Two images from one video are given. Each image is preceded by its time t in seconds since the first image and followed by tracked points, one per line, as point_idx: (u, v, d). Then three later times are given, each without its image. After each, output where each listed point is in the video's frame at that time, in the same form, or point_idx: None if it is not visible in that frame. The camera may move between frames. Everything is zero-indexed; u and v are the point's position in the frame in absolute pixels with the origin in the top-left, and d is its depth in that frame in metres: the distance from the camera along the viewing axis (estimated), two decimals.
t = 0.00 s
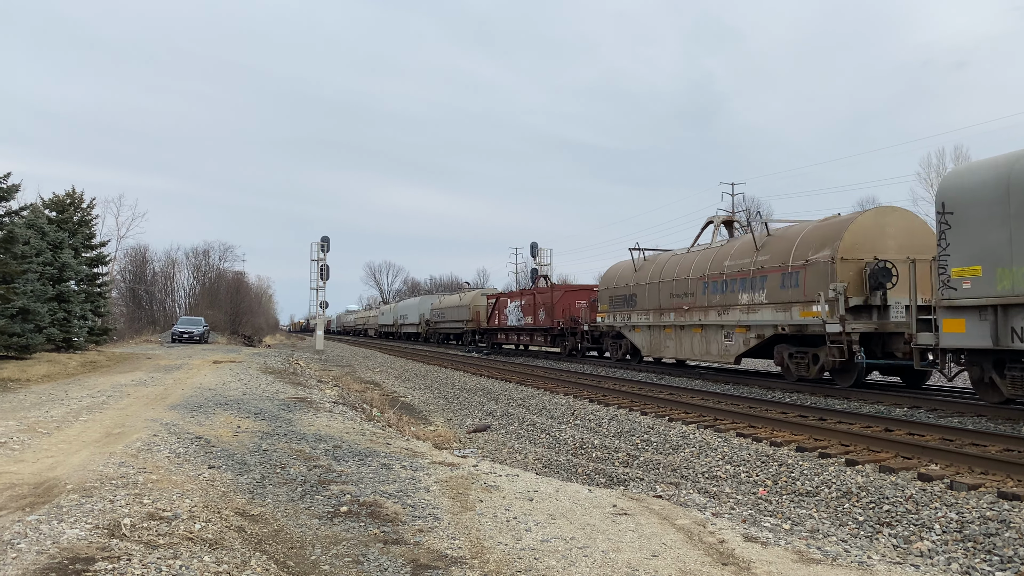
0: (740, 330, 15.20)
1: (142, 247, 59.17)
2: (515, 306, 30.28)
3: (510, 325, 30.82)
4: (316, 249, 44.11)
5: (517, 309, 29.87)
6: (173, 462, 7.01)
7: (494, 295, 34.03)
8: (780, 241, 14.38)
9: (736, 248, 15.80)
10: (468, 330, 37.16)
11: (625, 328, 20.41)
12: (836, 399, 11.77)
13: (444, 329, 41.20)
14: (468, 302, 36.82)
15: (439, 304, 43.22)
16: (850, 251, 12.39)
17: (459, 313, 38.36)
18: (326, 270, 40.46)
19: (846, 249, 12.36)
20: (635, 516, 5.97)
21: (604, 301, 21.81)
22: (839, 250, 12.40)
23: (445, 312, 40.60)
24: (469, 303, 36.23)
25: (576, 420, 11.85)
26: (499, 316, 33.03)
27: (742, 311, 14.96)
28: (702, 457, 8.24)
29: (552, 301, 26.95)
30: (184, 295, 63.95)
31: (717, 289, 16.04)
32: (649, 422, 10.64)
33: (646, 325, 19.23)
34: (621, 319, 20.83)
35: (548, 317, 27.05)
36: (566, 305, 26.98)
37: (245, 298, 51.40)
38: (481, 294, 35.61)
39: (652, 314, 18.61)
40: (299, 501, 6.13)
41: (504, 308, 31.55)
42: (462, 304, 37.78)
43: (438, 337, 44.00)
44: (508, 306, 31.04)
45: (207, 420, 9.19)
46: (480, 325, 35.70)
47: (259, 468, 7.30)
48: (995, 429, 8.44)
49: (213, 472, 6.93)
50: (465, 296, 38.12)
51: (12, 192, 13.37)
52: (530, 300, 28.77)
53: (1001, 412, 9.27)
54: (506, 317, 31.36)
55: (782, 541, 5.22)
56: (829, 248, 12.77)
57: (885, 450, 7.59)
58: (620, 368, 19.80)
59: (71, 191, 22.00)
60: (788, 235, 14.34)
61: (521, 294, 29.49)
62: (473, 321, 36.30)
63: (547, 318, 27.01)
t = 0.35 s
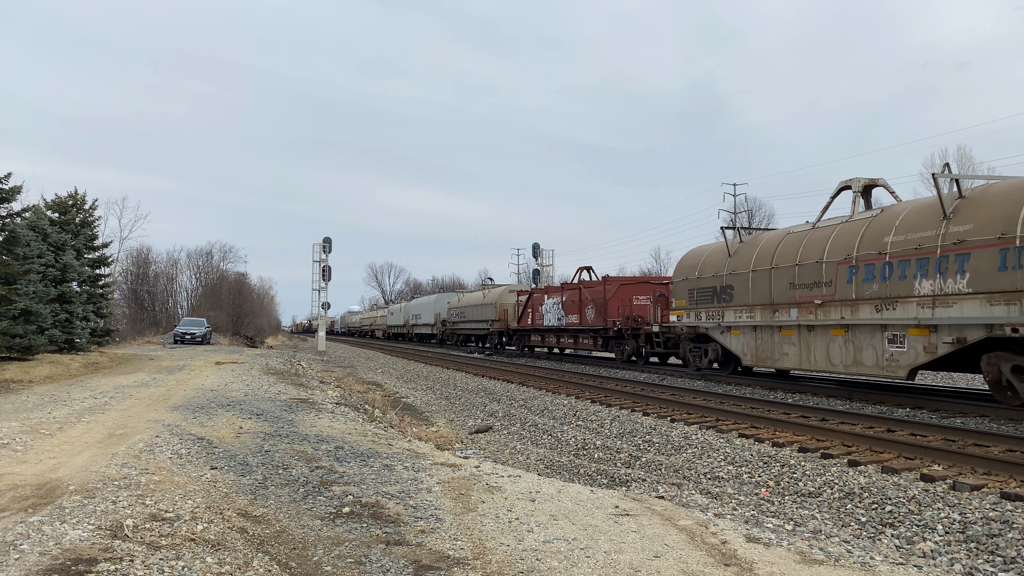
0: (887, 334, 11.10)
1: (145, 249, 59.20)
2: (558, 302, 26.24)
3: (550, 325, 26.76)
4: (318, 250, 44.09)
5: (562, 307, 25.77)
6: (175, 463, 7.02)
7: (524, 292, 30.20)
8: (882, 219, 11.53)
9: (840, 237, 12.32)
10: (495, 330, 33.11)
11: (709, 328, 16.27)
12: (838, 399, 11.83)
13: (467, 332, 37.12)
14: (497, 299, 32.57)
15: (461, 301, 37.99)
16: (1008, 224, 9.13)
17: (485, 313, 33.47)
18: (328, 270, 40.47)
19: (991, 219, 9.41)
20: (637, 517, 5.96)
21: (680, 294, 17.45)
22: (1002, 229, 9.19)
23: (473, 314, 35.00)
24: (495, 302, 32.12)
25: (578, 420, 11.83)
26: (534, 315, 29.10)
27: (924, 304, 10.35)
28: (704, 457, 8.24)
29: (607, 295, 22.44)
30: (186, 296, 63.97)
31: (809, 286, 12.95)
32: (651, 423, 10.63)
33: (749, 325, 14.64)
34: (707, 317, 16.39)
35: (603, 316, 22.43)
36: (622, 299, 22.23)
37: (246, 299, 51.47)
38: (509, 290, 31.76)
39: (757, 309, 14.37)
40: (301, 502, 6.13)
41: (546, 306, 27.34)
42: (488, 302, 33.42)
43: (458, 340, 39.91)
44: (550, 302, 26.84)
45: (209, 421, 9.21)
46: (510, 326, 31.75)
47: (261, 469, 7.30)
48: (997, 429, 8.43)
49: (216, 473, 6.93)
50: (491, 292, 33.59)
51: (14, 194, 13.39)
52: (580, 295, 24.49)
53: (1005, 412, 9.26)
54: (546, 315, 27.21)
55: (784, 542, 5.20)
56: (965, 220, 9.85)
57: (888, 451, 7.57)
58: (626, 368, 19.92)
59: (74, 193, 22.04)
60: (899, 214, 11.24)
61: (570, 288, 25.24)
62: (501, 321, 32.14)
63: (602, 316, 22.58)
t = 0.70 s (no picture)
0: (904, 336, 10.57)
1: (143, 250, 59.06)
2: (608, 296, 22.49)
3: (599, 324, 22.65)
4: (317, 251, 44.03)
5: (616, 305, 21.26)
6: (173, 464, 7.00)
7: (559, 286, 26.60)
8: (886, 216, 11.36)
9: (844, 236, 12.05)
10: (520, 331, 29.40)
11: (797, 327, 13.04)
12: (836, 400, 11.87)
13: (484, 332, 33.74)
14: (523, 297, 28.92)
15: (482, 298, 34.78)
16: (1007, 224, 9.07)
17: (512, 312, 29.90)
18: (326, 270, 40.42)
19: (994, 218, 9.32)
20: (636, 518, 5.95)
21: (802, 284, 12.90)
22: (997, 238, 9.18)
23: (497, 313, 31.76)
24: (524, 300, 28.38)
25: (577, 421, 11.82)
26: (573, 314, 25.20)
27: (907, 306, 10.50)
28: (703, 457, 8.25)
29: (679, 290, 18.08)
30: (185, 297, 63.82)
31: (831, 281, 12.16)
32: (650, 423, 10.62)
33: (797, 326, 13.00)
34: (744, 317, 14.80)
35: (673, 315, 18.03)
36: (696, 294, 18.08)
37: (245, 299, 51.39)
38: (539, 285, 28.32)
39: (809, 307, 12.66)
40: (300, 503, 6.12)
41: (597, 302, 22.99)
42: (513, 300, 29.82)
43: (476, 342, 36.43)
44: (601, 297, 22.72)
45: (207, 422, 9.19)
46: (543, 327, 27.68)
47: (260, 471, 7.28)
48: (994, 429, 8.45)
49: (214, 475, 6.92)
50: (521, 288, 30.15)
51: (13, 194, 13.35)
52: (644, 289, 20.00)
53: (1003, 413, 9.28)
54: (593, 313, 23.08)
55: (783, 543, 5.21)
56: (966, 224, 9.76)
57: (886, 451, 7.59)
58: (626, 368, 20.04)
59: (72, 194, 22.02)
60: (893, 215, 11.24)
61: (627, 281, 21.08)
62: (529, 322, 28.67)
63: (670, 315, 18.40)
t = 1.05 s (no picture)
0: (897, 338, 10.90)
1: (140, 250, 58.90)
2: (692, 290, 16.99)
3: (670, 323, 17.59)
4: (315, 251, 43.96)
5: (696, 299, 16.66)
6: (171, 465, 6.99)
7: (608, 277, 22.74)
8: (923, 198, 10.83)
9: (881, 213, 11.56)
10: (554, 331, 25.84)
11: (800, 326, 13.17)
12: (835, 399, 11.88)
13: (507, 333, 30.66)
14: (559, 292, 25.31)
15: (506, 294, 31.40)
16: None
17: (545, 308, 26.25)
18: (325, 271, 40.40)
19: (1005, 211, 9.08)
20: (634, 518, 5.96)
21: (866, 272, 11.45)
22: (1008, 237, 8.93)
23: (524, 310, 28.28)
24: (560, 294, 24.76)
25: (575, 421, 11.83)
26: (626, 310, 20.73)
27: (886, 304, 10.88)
28: (701, 457, 8.27)
29: (802, 279, 13.21)
30: (183, 298, 63.63)
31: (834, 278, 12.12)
32: (648, 424, 10.64)
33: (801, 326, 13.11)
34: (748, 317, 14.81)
35: (791, 310, 13.37)
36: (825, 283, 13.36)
37: (242, 300, 51.32)
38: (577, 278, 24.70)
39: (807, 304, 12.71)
40: (298, 504, 6.12)
41: (669, 296, 18.02)
42: (546, 296, 26.21)
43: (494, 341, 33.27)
44: (676, 288, 17.68)
45: (205, 422, 9.19)
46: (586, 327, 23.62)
47: (257, 471, 7.27)
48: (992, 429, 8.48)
49: (212, 475, 6.91)
50: (555, 281, 26.53)
51: (11, 195, 13.33)
52: (736, 282, 15.32)
53: (1001, 412, 9.30)
54: (662, 311, 18.05)
55: (781, 543, 5.22)
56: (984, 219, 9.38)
57: (884, 451, 7.61)
58: (624, 368, 20.17)
59: (69, 194, 21.97)
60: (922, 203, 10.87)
61: (709, 269, 16.54)
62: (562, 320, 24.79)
63: (786, 313, 13.60)
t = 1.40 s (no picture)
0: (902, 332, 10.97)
1: (138, 250, 58.77)
2: (823, 275, 12.66)
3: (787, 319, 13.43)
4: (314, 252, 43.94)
5: (836, 287, 12.23)
6: (170, 465, 7.00)
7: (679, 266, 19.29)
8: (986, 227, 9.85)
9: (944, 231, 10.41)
10: (606, 332, 22.00)
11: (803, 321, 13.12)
12: (835, 399, 11.89)
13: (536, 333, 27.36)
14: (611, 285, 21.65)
15: (537, 289, 27.81)
16: None
17: (593, 304, 22.52)
18: (323, 271, 40.43)
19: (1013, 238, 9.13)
20: (632, 519, 5.97)
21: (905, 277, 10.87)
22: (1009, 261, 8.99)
23: (563, 306, 24.56)
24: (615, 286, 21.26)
25: (574, 421, 11.84)
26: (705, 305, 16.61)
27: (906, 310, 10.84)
28: (699, 458, 8.28)
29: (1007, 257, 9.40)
30: (181, 299, 63.48)
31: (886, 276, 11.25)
32: (646, 424, 10.65)
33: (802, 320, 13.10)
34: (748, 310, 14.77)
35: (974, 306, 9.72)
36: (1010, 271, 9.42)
37: (240, 300, 51.24)
38: (634, 269, 21.17)
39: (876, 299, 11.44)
40: (296, 504, 6.12)
41: (788, 286, 13.53)
42: (593, 290, 22.65)
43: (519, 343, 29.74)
44: (795, 276, 13.31)
45: (204, 423, 9.19)
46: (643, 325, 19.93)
47: (256, 472, 7.27)
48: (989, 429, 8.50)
49: (211, 476, 6.91)
50: (603, 272, 22.92)
51: (9, 195, 13.31)
52: (906, 262, 10.93)
53: (998, 412, 9.33)
54: (776, 305, 13.77)
55: (780, 543, 5.23)
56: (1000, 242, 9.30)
57: (882, 451, 7.63)
58: (620, 368, 20.29)
59: (67, 194, 21.92)
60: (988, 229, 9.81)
61: (849, 250, 12.24)
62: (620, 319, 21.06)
63: (1002, 303, 9.38)
